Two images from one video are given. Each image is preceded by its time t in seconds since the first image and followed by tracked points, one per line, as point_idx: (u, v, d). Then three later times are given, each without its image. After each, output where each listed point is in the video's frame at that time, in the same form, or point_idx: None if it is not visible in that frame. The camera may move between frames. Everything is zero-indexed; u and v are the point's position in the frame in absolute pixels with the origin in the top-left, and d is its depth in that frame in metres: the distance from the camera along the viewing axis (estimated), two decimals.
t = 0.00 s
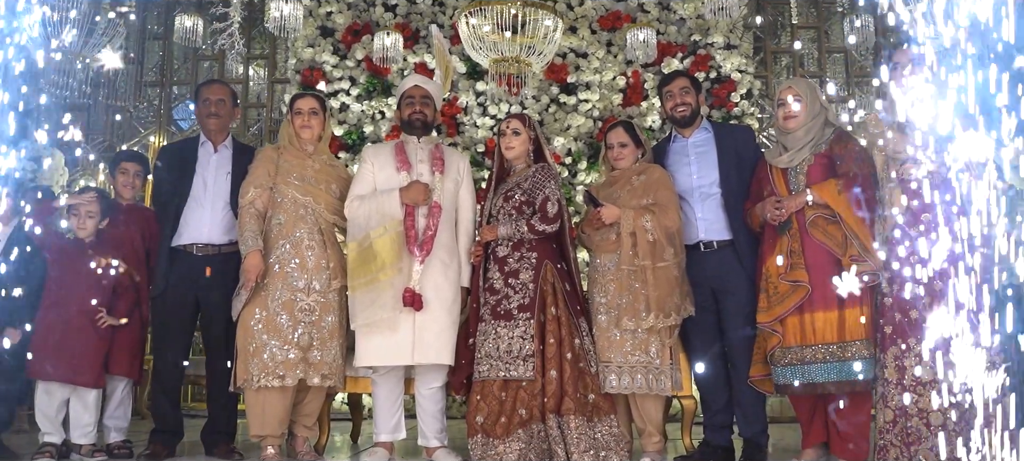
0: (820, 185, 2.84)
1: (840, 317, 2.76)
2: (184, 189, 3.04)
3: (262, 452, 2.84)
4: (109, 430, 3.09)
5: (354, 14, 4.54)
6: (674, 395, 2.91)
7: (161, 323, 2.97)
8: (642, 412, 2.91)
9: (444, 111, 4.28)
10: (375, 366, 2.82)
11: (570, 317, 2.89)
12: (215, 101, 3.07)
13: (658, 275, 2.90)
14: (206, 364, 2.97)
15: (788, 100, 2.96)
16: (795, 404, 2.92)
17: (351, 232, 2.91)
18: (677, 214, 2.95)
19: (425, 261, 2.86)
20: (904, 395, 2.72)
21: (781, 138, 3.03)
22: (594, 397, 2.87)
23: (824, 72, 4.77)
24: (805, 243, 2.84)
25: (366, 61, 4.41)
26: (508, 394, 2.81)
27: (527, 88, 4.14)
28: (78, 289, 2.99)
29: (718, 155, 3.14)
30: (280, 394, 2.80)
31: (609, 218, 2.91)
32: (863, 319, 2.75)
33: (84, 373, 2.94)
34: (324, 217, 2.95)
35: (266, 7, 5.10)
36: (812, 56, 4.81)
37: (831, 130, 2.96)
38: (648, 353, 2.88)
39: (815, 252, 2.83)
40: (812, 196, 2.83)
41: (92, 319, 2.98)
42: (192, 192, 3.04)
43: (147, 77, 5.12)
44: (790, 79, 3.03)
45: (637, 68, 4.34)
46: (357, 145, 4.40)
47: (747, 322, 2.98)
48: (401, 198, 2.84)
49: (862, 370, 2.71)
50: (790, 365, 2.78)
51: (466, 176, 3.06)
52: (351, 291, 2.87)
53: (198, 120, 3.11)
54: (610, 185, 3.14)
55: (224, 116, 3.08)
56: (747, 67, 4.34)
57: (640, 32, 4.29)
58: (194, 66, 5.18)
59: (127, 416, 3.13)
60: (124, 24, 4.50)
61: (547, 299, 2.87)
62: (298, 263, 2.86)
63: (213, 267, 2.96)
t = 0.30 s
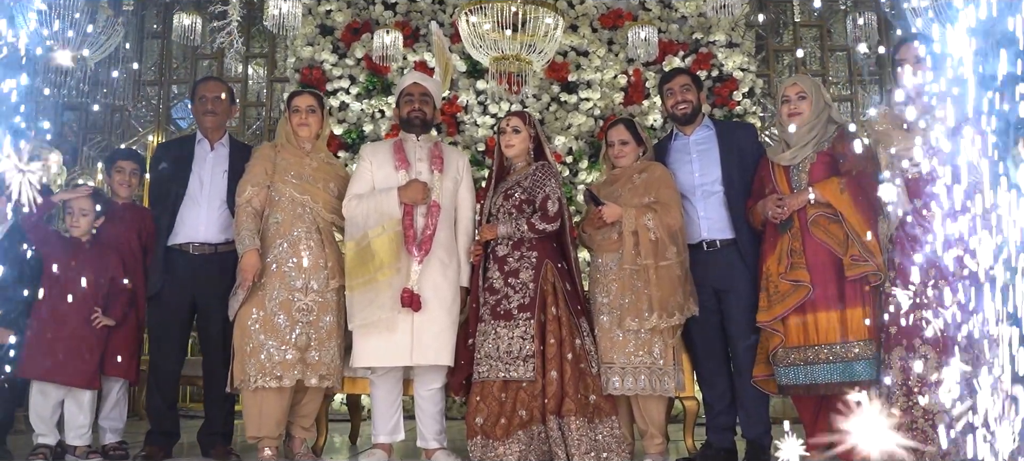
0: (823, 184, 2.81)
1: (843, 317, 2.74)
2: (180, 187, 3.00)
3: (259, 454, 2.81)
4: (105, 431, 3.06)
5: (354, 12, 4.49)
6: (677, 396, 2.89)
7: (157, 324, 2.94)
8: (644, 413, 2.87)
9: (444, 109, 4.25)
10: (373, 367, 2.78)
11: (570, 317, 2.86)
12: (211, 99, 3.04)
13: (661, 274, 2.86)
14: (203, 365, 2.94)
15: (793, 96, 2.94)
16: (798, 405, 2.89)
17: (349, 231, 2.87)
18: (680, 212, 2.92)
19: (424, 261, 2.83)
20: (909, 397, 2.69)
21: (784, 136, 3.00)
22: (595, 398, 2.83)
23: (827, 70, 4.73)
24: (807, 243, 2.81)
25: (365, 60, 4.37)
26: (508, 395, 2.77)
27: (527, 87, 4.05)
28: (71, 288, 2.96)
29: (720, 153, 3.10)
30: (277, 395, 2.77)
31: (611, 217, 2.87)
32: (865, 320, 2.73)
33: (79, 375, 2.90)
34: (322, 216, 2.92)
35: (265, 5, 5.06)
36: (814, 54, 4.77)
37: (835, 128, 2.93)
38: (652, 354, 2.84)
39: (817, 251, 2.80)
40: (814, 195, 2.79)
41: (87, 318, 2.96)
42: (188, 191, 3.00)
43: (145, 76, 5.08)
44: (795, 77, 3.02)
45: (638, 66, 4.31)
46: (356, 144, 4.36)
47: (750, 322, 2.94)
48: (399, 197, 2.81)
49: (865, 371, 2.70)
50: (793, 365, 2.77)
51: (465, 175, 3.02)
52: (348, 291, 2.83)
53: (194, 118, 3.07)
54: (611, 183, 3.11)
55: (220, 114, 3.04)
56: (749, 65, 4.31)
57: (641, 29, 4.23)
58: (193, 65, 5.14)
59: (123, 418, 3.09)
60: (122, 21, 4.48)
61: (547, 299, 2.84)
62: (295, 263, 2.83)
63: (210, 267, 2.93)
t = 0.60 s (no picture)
0: (825, 182, 2.78)
1: (844, 318, 2.70)
2: (176, 187, 2.97)
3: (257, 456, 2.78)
4: (100, 434, 3.02)
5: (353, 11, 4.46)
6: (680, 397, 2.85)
7: (153, 325, 2.90)
8: (646, 415, 2.83)
9: (444, 109, 4.22)
10: (372, 369, 2.75)
11: (571, 317, 2.82)
12: (207, 98, 3.00)
13: (663, 274, 2.83)
14: (199, 366, 2.91)
15: (797, 94, 2.91)
16: (802, 407, 2.85)
17: (347, 231, 2.84)
18: (682, 211, 2.89)
19: (422, 261, 2.79)
20: (915, 398, 2.66)
21: (787, 134, 2.96)
22: (596, 399, 2.80)
23: (829, 69, 4.69)
24: (810, 242, 2.78)
25: (364, 59, 4.34)
26: (508, 397, 2.73)
27: (528, 87, 4.02)
28: (65, 289, 2.95)
29: (722, 151, 3.07)
30: (274, 397, 2.73)
31: (612, 216, 2.84)
32: (867, 320, 2.68)
33: (71, 376, 2.88)
34: (320, 216, 2.88)
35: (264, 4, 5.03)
36: (816, 53, 4.74)
37: (838, 126, 2.90)
38: (655, 355, 2.81)
39: (819, 250, 2.76)
40: (817, 193, 2.76)
41: (80, 320, 2.94)
42: (184, 190, 2.97)
43: (143, 76, 5.05)
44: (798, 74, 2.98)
45: (639, 65, 4.28)
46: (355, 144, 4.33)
47: (753, 322, 2.91)
48: (398, 196, 2.78)
49: (868, 372, 2.64)
50: (793, 367, 2.72)
51: (464, 174, 2.99)
52: (346, 292, 2.80)
53: (191, 117, 3.04)
54: (612, 183, 3.07)
55: (217, 113, 3.01)
56: (750, 64, 4.28)
57: (643, 28, 4.16)
58: (191, 64, 5.10)
59: (119, 421, 3.06)
60: (119, 21, 4.44)
61: (547, 299, 2.80)
62: (293, 263, 2.79)
63: (206, 267, 2.90)
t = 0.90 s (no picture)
0: (829, 181, 2.75)
1: (845, 319, 2.67)
2: (173, 187, 2.94)
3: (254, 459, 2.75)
4: (94, 436, 3.02)
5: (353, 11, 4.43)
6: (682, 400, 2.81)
7: (149, 326, 2.87)
8: (647, 418, 2.80)
9: (444, 108, 4.17)
10: (370, 370, 2.72)
11: (572, 318, 2.79)
12: (204, 96, 2.98)
13: (666, 274, 2.80)
14: (195, 367, 2.87)
15: (801, 92, 2.87)
16: (805, 409, 2.81)
17: (346, 231, 2.81)
18: (684, 210, 2.86)
19: (421, 262, 2.76)
20: (920, 400, 2.62)
21: (791, 133, 2.93)
22: (597, 401, 2.76)
23: (831, 68, 4.66)
24: (812, 242, 2.76)
25: (364, 58, 4.30)
26: (508, 399, 2.70)
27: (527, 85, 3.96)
28: (59, 290, 2.92)
29: (724, 150, 3.04)
30: (271, 399, 2.70)
31: (614, 216, 2.80)
32: (868, 321, 2.66)
33: (67, 378, 2.87)
34: (318, 216, 2.85)
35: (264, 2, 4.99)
36: (818, 52, 4.71)
37: (842, 124, 2.87)
38: (658, 357, 2.78)
39: (821, 250, 2.74)
40: (820, 193, 2.73)
41: (76, 321, 2.92)
42: (180, 190, 2.94)
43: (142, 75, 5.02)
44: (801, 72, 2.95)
45: (640, 64, 4.25)
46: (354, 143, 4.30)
47: (756, 324, 2.87)
48: (396, 196, 2.75)
49: (868, 374, 2.62)
50: (793, 368, 2.69)
51: (464, 174, 2.96)
52: (345, 293, 2.77)
53: (187, 116, 3.01)
54: (613, 182, 3.04)
55: (213, 111, 2.98)
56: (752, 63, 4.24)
57: (643, 27, 4.12)
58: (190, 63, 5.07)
59: (113, 422, 3.07)
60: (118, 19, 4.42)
61: (547, 300, 2.77)
62: (290, 263, 2.76)
63: (203, 268, 2.86)
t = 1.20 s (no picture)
0: (833, 180, 2.70)
1: (848, 320, 2.64)
2: (169, 187, 2.91)
3: None
4: (91, 439, 2.99)
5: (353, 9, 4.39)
6: (684, 402, 2.77)
7: (145, 327, 2.84)
8: (650, 421, 2.76)
9: (444, 108, 4.12)
10: (367, 372, 2.69)
11: (573, 320, 2.75)
12: (201, 95, 2.95)
13: (669, 275, 2.77)
14: (192, 369, 2.84)
15: (805, 91, 2.84)
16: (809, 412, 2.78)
17: (344, 232, 2.78)
18: (687, 210, 2.83)
19: (420, 263, 2.72)
20: (927, 404, 2.59)
21: (795, 132, 2.89)
22: (599, 404, 2.73)
23: (834, 68, 4.62)
24: (816, 241, 2.72)
25: (364, 57, 4.26)
26: (508, 401, 2.66)
27: (528, 84, 3.94)
28: (53, 292, 2.90)
29: (727, 149, 3.00)
30: (268, 402, 2.67)
31: (616, 216, 2.77)
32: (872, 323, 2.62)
33: (60, 380, 2.83)
34: (316, 217, 2.81)
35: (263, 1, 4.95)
36: (821, 52, 4.67)
37: (846, 122, 2.84)
38: (661, 359, 2.74)
39: (825, 250, 2.70)
40: (824, 192, 2.69)
41: (70, 323, 2.88)
42: (177, 190, 2.90)
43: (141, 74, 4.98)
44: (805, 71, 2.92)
45: (642, 63, 4.21)
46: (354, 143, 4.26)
47: (760, 326, 2.84)
48: (395, 196, 2.71)
49: (874, 378, 2.58)
50: (795, 370, 2.65)
51: (464, 173, 2.93)
52: (343, 294, 2.74)
53: (184, 115, 2.97)
54: (615, 182, 3.00)
55: (210, 111, 2.95)
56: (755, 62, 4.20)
57: (646, 25, 4.08)
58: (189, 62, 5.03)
59: (110, 425, 3.03)
60: (115, 18, 4.39)
61: (548, 302, 2.73)
62: (288, 264, 2.73)
63: (200, 269, 2.83)
